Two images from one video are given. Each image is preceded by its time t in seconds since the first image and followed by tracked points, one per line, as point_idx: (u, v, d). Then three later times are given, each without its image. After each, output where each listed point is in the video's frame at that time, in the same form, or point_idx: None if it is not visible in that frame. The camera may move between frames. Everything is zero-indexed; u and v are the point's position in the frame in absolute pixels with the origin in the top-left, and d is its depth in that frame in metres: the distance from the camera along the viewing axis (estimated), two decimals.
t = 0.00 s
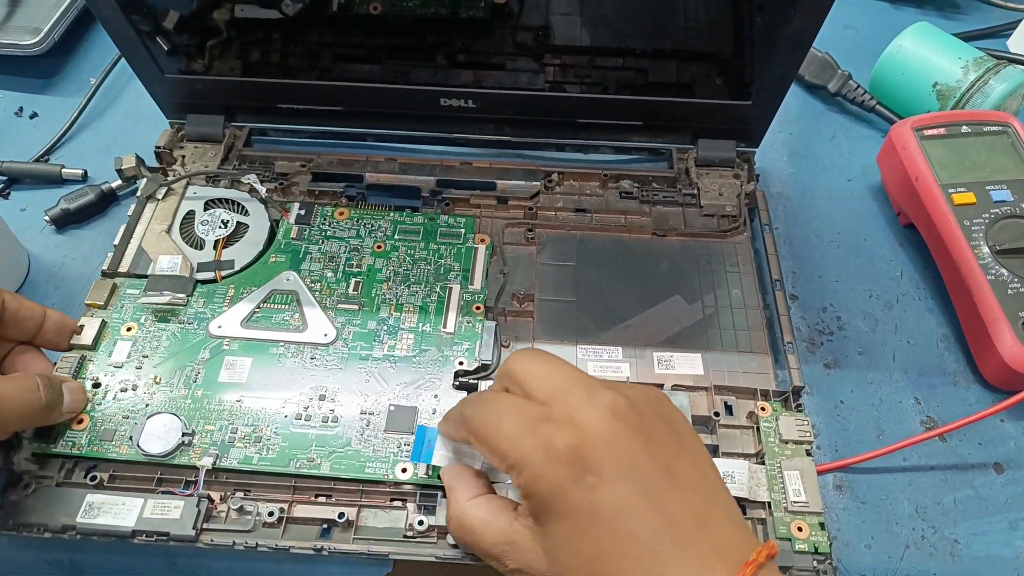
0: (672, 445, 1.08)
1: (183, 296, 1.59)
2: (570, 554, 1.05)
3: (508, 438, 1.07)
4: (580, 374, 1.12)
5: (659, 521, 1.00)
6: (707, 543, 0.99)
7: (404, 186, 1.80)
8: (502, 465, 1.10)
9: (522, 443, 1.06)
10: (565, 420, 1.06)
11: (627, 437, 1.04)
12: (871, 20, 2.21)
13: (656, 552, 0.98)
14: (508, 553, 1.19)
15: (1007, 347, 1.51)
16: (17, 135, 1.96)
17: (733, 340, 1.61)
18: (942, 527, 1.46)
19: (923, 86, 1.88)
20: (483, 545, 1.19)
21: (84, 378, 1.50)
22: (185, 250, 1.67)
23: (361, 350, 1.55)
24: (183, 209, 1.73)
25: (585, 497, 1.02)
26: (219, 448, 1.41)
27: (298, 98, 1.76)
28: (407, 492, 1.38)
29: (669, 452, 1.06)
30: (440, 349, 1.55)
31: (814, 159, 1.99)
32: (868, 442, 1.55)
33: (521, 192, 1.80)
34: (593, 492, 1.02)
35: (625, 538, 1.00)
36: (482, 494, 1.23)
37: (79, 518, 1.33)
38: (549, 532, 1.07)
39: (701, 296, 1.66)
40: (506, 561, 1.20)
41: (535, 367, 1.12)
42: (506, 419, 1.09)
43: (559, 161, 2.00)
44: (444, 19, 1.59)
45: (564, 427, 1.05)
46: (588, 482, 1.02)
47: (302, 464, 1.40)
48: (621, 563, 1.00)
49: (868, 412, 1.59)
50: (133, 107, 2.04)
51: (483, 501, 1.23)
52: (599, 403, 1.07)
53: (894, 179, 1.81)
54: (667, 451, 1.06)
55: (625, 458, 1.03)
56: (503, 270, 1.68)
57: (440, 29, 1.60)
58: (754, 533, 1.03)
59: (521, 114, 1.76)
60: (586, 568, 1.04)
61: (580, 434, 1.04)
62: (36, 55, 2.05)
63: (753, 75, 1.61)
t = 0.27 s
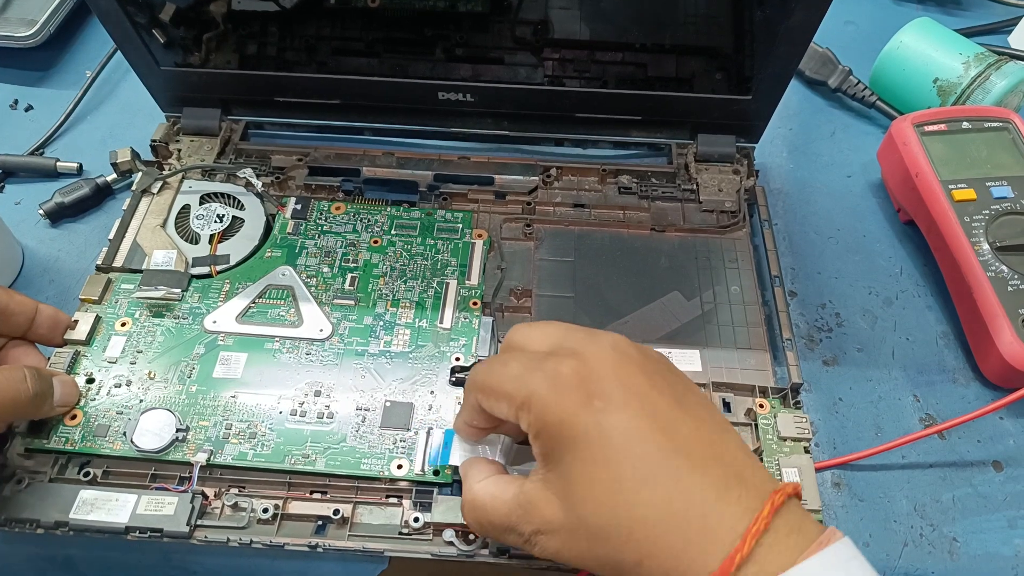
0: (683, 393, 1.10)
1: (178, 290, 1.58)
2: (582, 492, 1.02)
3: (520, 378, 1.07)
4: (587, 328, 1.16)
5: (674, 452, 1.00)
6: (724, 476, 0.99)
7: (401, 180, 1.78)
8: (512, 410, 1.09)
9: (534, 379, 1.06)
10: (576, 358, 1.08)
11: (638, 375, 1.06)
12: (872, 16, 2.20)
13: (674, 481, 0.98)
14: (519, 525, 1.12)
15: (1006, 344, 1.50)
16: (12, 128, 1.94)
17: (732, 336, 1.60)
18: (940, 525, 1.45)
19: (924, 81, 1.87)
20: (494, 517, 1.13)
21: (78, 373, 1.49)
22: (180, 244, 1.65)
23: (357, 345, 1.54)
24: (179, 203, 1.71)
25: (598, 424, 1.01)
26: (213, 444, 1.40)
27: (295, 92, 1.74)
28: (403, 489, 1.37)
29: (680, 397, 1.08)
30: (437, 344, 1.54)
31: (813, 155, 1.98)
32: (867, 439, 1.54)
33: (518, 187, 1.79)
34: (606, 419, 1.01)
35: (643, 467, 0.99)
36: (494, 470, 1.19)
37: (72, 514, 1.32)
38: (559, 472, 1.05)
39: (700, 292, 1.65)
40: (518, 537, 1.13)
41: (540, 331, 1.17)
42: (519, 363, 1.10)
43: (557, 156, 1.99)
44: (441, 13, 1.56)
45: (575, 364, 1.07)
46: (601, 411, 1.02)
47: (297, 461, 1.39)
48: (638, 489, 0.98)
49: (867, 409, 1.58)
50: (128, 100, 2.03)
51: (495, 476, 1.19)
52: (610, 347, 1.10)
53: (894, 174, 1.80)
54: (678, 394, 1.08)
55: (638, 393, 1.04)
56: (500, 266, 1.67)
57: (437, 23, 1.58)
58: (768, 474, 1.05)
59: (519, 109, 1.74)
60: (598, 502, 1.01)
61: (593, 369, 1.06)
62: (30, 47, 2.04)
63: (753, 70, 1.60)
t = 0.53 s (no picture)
0: (661, 355, 1.08)
1: (175, 286, 1.57)
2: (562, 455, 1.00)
3: (495, 351, 1.08)
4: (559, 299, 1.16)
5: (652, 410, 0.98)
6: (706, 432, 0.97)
7: (398, 175, 1.77)
8: (492, 384, 1.10)
9: (508, 351, 1.07)
10: (548, 326, 1.08)
11: (611, 339, 1.05)
12: (871, 10, 2.19)
13: (653, 438, 0.96)
14: (512, 496, 1.12)
15: (1006, 338, 1.49)
16: (8, 123, 1.93)
17: (730, 331, 1.60)
18: (939, 520, 1.45)
19: (923, 76, 1.87)
20: (488, 492, 1.14)
21: (74, 368, 1.48)
22: (177, 239, 1.65)
23: (354, 341, 1.53)
24: (176, 198, 1.71)
25: (572, 386, 1.00)
26: (210, 439, 1.40)
27: (292, 86, 1.73)
28: (400, 484, 1.37)
29: (659, 359, 1.06)
30: (434, 339, 1.54)
31: (812, 150, 1.97)
32: (866, 434, 1.54)
33: (516, 182, 1.78)
34: (580, 381, 1.00)
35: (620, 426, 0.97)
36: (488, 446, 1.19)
37: (68, 509, 1.31)
38: (540, 438, 1.04)
39: (698, 288, 1.65)
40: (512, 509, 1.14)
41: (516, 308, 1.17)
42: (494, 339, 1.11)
43: (555, 151, 1.98)
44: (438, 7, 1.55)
45: (546, 333, 1.06)
46: (574, 373, 1.01)
47: (293, 456, 1.38)
48: (616, 449, 0.96)
49: (866, 404, 1.57)
50: (125, 95, 2.02)
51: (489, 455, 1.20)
52: (582, 314, 1.09)
53: (893, 169, 1.79)
54: (654, 356, 1.06)
55: (612, 355, 1.03)
56: (498, 261, 1.66)
57: (435, 17, 1.58)
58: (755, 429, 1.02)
59: (518, 104, 1.74)
60: (578, 465, 0.99)
61: (563, 336, 1.05)
62: (27, 42, 2.03)
63: (752, 64, 1.59)
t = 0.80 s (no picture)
0: (638, 346, 1.06)
1: (171, 287, 1.57)
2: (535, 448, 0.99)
3: (471, 348, 1.09)
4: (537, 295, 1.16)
5: (623, 400, 0.96)
6: (680, 422, 0.95)
7: (395, 176, 1.77)
8: (470, 380, 1.11)
9: (482, 347, 1.08)
10: (523, 321, 1.08)
11: (583, 331, 1.04)
12: (867, 11, 2.20)
13: (625, 429, 0.94)
14: (492, 493, 1.12)
15: (1000, 338, 1.50)
16: (3, 123, 1.93)
17: (727, 332, 1.60)
18: (934, 520, 1.45)
19: (918, 77, 1.87)
20: (470, 489, 1.15)
21: (69, 370, 1.48)
22: (173, 240, 1.64)
23: (350, 342, 1.53)
24: (171, 198, 1.70)
25: (543, 378, 1.00)
26: (205, 441, 1.40)
27: (287, 87, 1.73)
28: (397, 485, 1.37)
29: (635, 350, 1.05)
30: (431, 340, 1.54)
31: (808, 150, 1.98)
32: (861, 434, 1.54)
33: (513, 182, 1.78)
34: (550, 373, 1.00)
35: (591, 418, 0.96)
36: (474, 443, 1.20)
37: (63, 511, 1.31)
38: (515, 432, 1.03)
39: (695, 288, 1.65)
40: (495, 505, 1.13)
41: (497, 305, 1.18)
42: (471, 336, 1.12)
43: (552, 151, 1.98)
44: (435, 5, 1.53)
45: (520, 327, 1.07)
46: (546, 366, 1.01)
47: (290, 457, 1.38)
48: (586, 441, 0.95)
49: (861, 404, 1.58)
50: (121, 95, 2.01)
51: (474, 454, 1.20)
52: (556, 308, 1.09)
53: (888, 169, 1.80)
54: (629, 347, 1.05)
55: (583, 347, 1.02)
56: (495, 261, 1.66)
57: (432, 17, 1.58)
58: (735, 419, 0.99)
59: (515, 105, 1.73)
60: (551, 458, 0.98)
61: (536, 329, 1.05)
62: (21, 42, 2.02)
63: (748, 65, 1.59)
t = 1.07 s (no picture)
0: (627, 336, 1.07)
1: (172, 284, 1.57)
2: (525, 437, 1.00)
3: (462, 339, 1.11)
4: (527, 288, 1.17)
5: (611, 388, 0.97)
6: (667, 410, 0.96)
7: (394, 175, 1.77)
8: (462, 372, 1.13)
9: (472, 339, 1.09)
10: (512, 312, 1.09)
11: (572, 321, 1.05)
12: (867, 10, 2.21)
13: (612, 418, 0.95)
14: (484, 484, 1.12)
15: (1000, 335, 1.50)
16: (5, 122, 1.93)
17: (726, 329, 1.60)
18: (933, 516, 1.46)
19: (918, 75, 1.87)
20: (463, 481, 1.16)
21: (71, 366, 1.48)
22: (174, 237, 1.65)
23: (351, 338, 1.53)
24: (173, 196, 1.71)
25: (531, 368, 1.01)
26: (207, 437, 1.40)
27: (288, 85, 1.73)
28: (398, 481, 1.37)
29: (624, 340, 1.05)
30: (431, 337, 1.54)
31: (808, 149, 1.98)
32: (861, 431, 1.55)
33: (513, 180, 1.79)
34: (538, 362, 1.01)
35: (579, 407, 0.96)
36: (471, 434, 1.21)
37: (65, 507, 1.31)
38: (505, 423, 1.04)
39: (695, 285, 1.66)
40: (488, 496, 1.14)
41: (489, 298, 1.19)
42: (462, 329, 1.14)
43: (552, 150, 1.98)
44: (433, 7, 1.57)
45: (509, 318, 1.08)
46: (534, 356, 1.01)
47: (291, 453, 1.39)
48: (574, 430, 0.96)
49: (861, 401, 1.58)
50: (122, 93, 2.02)
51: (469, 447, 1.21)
52: (545, 299, 1.10)
53: (888, 167, 1.80)
54: (618, 337, 1.06)
55: (572, 337, 1.03)
56: (495, 259, 1.67)
57: (432, 15, 1.59)
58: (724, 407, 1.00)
59: (516, 103, 1.74)
60: (540, 448, 0.99)
61: (525, 319, 1.06)
62: (23, 41, 2.03)
63: (748, 63, 1.60)
